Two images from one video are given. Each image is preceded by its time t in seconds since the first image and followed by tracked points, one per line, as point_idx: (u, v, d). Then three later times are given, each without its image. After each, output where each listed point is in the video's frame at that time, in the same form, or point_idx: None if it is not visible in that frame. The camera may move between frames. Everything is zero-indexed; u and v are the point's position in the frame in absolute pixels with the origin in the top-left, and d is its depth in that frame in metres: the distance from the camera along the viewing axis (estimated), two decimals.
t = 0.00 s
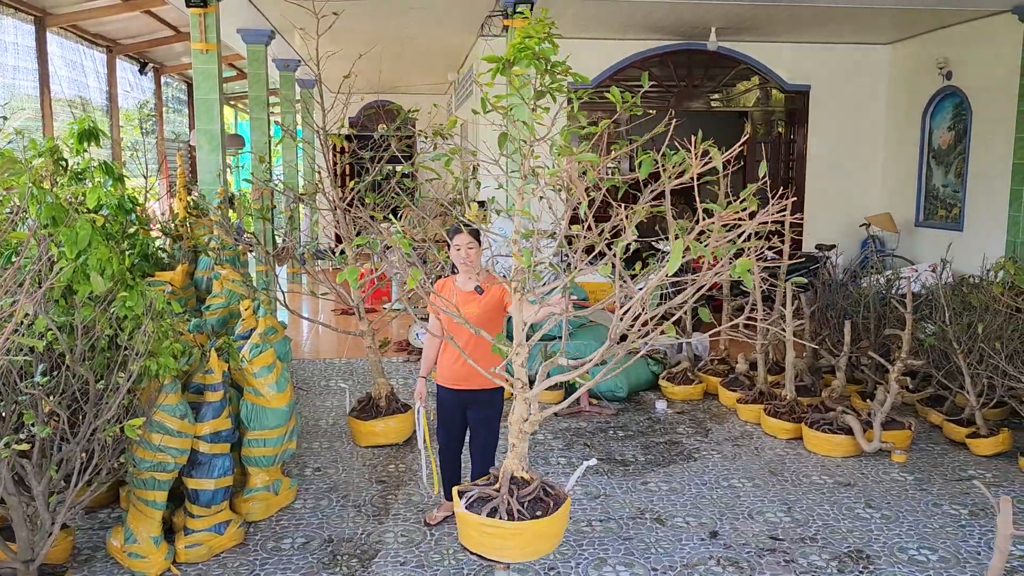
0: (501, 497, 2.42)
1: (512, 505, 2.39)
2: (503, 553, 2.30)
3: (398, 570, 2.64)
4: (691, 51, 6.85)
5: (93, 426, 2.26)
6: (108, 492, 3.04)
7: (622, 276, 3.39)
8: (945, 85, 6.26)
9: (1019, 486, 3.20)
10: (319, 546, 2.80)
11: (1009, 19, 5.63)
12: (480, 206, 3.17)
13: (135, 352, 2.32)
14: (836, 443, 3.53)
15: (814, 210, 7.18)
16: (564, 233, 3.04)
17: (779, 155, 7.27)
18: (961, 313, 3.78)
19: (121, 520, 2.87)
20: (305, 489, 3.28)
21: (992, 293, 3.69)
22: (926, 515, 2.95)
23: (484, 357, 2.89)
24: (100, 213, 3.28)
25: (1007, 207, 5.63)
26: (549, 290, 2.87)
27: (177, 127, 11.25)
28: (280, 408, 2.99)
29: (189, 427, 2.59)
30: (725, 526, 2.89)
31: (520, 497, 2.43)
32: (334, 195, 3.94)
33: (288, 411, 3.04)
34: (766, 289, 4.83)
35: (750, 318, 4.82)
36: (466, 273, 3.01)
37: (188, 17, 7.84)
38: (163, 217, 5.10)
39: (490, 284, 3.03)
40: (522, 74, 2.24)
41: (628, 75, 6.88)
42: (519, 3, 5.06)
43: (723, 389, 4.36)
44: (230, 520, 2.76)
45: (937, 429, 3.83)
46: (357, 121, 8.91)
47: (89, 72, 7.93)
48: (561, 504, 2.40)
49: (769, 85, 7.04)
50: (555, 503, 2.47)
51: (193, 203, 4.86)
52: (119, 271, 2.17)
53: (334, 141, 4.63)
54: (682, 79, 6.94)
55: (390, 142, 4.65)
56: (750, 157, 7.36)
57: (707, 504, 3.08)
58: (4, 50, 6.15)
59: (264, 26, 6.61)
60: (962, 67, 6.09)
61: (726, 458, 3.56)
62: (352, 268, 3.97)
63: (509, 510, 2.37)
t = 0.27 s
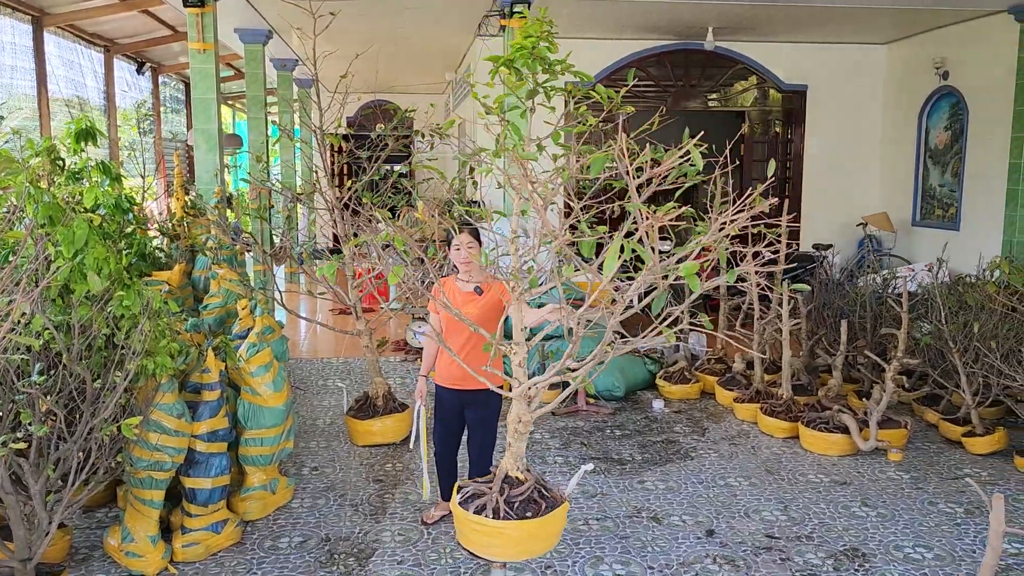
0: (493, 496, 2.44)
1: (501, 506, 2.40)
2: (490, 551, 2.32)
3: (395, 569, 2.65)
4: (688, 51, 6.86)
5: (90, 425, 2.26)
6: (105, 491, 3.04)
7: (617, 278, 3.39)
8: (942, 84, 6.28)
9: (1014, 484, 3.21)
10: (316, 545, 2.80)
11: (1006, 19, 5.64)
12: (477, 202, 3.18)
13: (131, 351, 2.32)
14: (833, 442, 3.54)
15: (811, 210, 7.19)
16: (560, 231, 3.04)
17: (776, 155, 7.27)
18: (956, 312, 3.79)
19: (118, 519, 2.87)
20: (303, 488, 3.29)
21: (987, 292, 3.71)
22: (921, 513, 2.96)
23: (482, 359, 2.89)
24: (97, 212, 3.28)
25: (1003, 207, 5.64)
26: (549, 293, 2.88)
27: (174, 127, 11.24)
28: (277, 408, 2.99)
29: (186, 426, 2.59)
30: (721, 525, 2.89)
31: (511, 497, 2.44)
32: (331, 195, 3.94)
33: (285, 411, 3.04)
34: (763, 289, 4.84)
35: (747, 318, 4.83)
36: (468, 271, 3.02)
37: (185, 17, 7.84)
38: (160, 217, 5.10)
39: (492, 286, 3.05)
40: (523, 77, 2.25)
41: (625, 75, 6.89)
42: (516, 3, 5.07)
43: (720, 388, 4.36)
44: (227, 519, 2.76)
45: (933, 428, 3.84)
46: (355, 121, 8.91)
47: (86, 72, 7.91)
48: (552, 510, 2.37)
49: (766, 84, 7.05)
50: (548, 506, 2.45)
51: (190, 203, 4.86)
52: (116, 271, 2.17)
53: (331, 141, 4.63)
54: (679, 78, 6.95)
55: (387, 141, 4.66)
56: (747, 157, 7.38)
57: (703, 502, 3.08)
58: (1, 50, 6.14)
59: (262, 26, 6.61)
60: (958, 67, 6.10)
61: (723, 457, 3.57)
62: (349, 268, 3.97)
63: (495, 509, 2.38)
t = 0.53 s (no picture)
0: (486, 496, 2.45)
1: (491, 506, 2.41)
2: (480, 550, 2.34)
3: (393, 570, 2.65)
4: (687, 51, 6.86)
5: (88, 425, 2.25)
6: (103, 492, 3.03)
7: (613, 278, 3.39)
8: (940, 84, 6.28)
9: (1013, 484, 3.21)
10: (315, 545, 2.80)
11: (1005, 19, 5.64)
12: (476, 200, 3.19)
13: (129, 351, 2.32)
14: (832, 442, 3.53)
15: (810, 210, 7.19)
16: (556, 231, 3.05)
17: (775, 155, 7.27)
18: (955, 311, 3.79)
19: (116, 520, 2.86)
20: (301, 489, 3.28)
21: (986, 292, 3.71)
22: (920, 513, 2.96)
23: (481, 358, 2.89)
24: (95, 212, 3.27)
25: (1002, 207, 5.64)
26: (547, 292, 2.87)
27: (172, 127, 11.23)
28: (276, 408, 2.98)
29: (184, 427, 2.59)
30: (720, 525, 2.89)
31: (503, 498, 2.44)
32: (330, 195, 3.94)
33: (283, 411, 3.03)
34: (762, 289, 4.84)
35: (746, 318, 4.83)
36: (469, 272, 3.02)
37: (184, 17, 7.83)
38: (158, 217, 5.09)
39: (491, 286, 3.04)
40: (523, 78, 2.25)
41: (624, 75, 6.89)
42: (514, 4, 5.06)
43: (719, 389, 4.35)
44: (225, 520, 2.76)
45: (933, 428, 3.84)
46: (353, 121, 8.90)
47: (84, 72, 7.90)
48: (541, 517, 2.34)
49: (764, 84, 7.05)
50: (541, 509, 2.43)
51: (188, 203, 4.85)
52: (114, 270, 2.16)
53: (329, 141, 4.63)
54: (678, 78, 6.95)
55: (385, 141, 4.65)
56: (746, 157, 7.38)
57: (702, 503, 3.08)
58: None
59: (260, 26, 6.60)
60: (957, 66, 6.11)
61: (722, 457, 3.56)
62: (347, 268, 3.97)
63: (484, 509, 2.39)
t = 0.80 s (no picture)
0: (482, 497, 2.46)
1: (485, 508, 2.42)
2: (475, 551, 2.36)
3: (394, 572, 2.64)
4: (687, 50, 6.85)
5: (88, 427, 2.24)
6: (102, 494, 3.02)
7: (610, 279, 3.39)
8: (941, 84, 6.27)
9: (1015, 485, 3.21)
10: (316, 547, 2.79)
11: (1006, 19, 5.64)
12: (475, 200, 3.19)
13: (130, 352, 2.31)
14: (833, 443, 3.53)
15: (810, 210, 7.18)
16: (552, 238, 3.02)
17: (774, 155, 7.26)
18: (957, 312, 3.79)
19: (116, 521, 2.85)
20: (301, 490, 3.27)
21: (987, 293, 3.70)
22: (922, 514, 2.95)
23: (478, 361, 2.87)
24: (94, 212, 3.26)
25: (1002, 207, 5.64)
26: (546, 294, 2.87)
27: (171, 127, 11.21)
28: (276, 409, 2.98)
29: (185, 428, 2.58)
30: (722, 526, 2.88)
31: (498, 500, 2.44)
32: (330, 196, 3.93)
33: (284, 412, 3.02)
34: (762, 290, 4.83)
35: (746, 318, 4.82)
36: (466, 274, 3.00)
37: (182, 17, 7.82)
38: (157, 217, 5.08)
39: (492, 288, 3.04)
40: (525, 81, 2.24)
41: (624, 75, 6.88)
42: (514, 4, 5.06)
43: (719, 389, 4.34)
44: (226, 521, 2.75)
45: (934, 429, 3.83)
46: (353, 121, 8.89)
47: (83, 72, 7.88)
48: (532, 524, 2.32)
49: (764, 84, 7.05)
50: (536, 515, 2.41)
51: (187, 203, 4.84)
52: (114, 271, 2.15)
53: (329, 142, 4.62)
54: (677, 78, 6.93)
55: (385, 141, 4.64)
56: (746, 157, 7.37)
57: (704, 504, 3.08)
58: None
59: (259, 26, 6.58)
60: (957, 66, 6.10)
61: (723, 458, 3.56)
62: (347, 268, 3.96)
63: (478, 510, 2.41)
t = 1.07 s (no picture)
0: (481, 499, 2.51)
1: (481, 511, 2.48)
2: (474, 553, 2.44)
3: None
4: (687, 51, 6.84)
5: (89, 431, 2.23)
6: (103, 497, 3.01)
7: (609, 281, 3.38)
8: (942, 84, 6.26)
9: (1020, 488, 3.20)
10: (317, 551, 2.78)
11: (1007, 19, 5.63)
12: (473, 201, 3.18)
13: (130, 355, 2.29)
14: (836, 445, 3.52)
15: (810, 210, 7.17)
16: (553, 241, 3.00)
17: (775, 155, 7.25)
18: (960, 313, 3.77)
19: (117, 525, 2.84)
20: (303, 493, 3.26)
21: (991, 294, 3.69)
22: (927, 517, 2.94)
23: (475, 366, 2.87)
24: (94, 214, 3.25)
25: (1004, 207, 5.63)
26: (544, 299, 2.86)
27: (170, 127, 11.19)
28: (277, 412, 2.97)
29: (185, 431, 2.56)
30: (726, 529, 2.87)
31: (495, 504, 2.48)
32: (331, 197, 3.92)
33: (285, 415, 3.01)
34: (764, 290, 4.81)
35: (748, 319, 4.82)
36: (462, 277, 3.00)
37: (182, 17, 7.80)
38: (157, 218, 5.06)
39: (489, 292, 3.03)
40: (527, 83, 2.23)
41: (624, 75, 6.86)
42: (516, 4, 5.04)
43: (721, 390, 4.33)
44: (227, 525, 2.73)
45: (937, 431, 3.82)
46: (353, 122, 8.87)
47: (82, 72, 7.86)
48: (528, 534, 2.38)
49: (764, 85, 7.04)
50: (531, 523, 2.45)
51: (187, 204, 4.82)
52: (115, 274, 2.14)
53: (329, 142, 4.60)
54: (678, 78, 6.91)
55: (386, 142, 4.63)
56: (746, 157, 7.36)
57: (707, 506, 3.06)
58: None
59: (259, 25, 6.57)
60: (958, 67, 6.09)
61: (725, 460, 3.55)
62: (348, 270, 3.94)
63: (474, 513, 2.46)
